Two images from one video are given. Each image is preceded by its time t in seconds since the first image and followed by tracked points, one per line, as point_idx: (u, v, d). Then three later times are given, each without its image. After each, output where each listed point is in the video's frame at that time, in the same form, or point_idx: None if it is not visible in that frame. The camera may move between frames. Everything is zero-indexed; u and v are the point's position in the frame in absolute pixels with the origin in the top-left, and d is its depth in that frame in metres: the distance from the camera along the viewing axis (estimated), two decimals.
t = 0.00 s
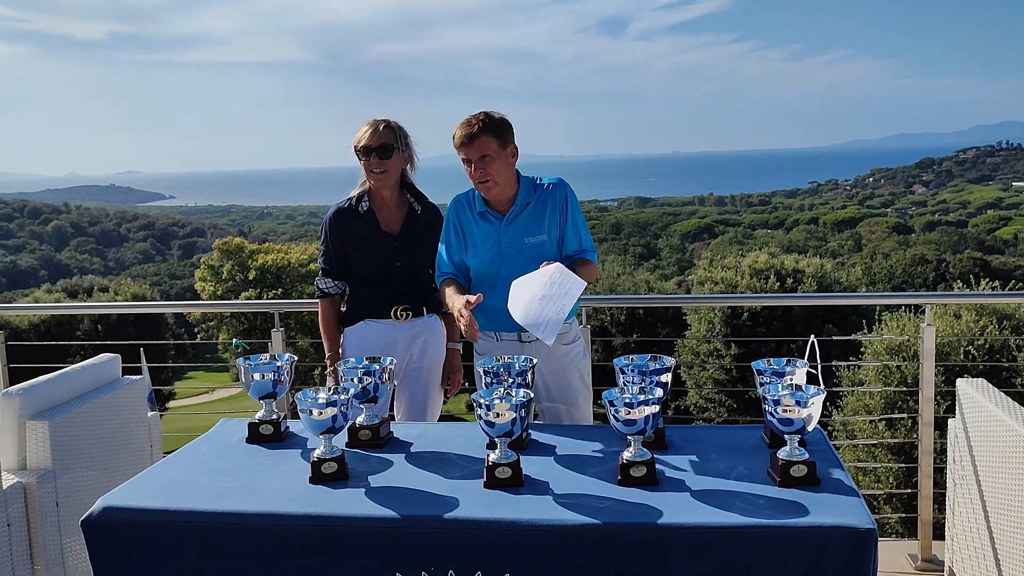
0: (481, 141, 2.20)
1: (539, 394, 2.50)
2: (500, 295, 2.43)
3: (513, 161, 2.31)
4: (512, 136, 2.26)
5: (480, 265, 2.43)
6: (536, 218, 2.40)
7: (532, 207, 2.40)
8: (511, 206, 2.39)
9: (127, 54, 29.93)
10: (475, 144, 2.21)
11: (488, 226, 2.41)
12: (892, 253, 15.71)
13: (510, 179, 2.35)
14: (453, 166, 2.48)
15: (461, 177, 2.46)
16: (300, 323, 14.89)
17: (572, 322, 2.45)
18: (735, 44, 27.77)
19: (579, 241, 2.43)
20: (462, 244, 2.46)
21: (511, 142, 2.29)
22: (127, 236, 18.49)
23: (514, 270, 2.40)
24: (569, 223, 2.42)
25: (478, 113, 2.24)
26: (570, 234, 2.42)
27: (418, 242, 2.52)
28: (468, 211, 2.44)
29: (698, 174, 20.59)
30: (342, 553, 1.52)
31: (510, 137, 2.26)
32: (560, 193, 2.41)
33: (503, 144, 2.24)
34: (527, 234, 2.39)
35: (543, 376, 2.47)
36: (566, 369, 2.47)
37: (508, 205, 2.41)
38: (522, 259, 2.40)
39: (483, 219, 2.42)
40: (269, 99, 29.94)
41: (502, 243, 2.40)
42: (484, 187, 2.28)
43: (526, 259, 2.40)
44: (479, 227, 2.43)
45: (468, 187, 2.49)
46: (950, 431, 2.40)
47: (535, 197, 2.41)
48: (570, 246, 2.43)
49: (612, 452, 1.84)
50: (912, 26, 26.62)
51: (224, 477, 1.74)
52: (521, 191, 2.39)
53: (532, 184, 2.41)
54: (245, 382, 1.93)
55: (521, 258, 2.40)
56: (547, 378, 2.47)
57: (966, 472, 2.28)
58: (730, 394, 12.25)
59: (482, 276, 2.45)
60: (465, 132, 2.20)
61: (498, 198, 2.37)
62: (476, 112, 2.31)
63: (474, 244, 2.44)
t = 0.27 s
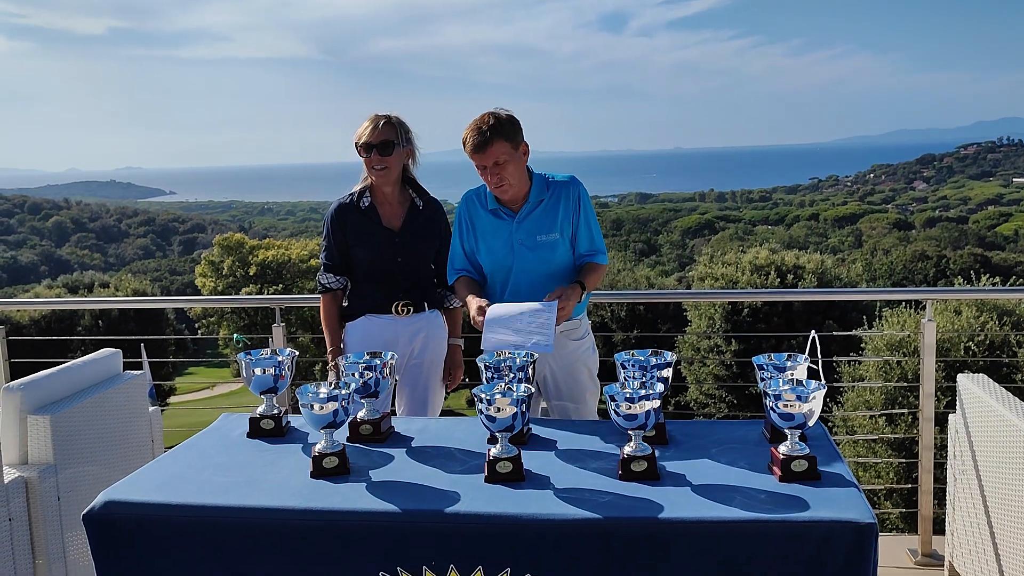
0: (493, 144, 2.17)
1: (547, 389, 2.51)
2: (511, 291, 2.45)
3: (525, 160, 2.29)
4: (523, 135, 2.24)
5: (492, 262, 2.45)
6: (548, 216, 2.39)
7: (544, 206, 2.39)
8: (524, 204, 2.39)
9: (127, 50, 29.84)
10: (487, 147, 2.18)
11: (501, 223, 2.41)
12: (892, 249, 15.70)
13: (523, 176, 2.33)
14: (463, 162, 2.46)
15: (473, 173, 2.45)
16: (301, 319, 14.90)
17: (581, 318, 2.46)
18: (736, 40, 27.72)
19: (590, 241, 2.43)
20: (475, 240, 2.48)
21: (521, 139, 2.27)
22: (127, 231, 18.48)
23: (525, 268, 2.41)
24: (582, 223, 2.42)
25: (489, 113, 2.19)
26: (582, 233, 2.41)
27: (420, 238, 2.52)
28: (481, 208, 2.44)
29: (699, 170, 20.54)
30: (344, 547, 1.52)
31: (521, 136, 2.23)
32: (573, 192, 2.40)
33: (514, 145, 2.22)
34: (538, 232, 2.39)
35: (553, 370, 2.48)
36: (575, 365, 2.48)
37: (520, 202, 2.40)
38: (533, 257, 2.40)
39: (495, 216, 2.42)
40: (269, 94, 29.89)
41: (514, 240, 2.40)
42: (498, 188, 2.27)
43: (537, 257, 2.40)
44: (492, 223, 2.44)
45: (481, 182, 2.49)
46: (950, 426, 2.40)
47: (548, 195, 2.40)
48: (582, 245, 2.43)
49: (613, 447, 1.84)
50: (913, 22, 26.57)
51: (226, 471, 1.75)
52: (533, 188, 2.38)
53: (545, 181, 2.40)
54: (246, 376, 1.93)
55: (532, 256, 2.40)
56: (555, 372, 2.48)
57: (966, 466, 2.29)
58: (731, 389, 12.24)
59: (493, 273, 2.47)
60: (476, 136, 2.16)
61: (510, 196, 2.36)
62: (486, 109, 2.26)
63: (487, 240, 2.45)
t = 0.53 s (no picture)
0: (512, 143, 2.19)
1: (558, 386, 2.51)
2: (524, 286, 2.48)
3: (541, 157, 2.31)
4: (540, 133, 2.26)
5: (507, 257, 2.48)
6: (563, 212, 2.42)
7: (559, 201, 2.42)
8: (539, 200, 2.42)
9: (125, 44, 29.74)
10: (506, 146, 2.20)
11: (516, 218, 2.44)
12: (891, 245, 15.73)
13: (539, 173, 2.37)
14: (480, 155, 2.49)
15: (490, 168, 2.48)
16: (300, 315, 14.91)
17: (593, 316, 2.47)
18: (735, 36, 27.69)
19: (604, 239, 2.46)
20: (490, 235, 2.51)
21: (538, 137, 2.29)
22: (126, 227, 18.46)
23: (539, 265, 2.44)
24: (596, 220, 2.44)
25: (507, 110, 2.21)
26: (595, 231, 2.45)
27: (420, 234, 2.52)
28: (496, 203, 2.47)
29: (698, 167, 20.53)
30: (343, 542, 1.52)
31: (537, 134, 2.25)
32: (588, 189, 2.43)
33: (531, 143, 2.24)
34: (553, 228, 2.42)
35: (564, 367, 2.48)
36: (587, 362, 2.48)
37: (535, 198, 2.43)
38: (547, 253, 2.43)
39: (510, 211, 2.45)
40: (267, 89, 29.84)
41: (529, 236, 2.43)
42: (515, 185, 2.29)
43: (551, 254, 2.43)
44: (507, 219, 2.47)
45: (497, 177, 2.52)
46: (949, 423, 2.40)
47: (563, 191, 2.43)
48: (595, 243, 2.46)
49: (613, 442, 1.84)
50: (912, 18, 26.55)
51: (225, 466, 1.74)
52: (549, 185, 2.41)
53: (560, 178, 2.43)
54: (245, 372, 1.92)
55: (546, 252, 2.43)
56: (568, 370, 2.48)
57: (965, 462, 2.29)
58: (729, 385, 12.28)
59: (507, 268, 2.50)
60: (494, 134, 2.18)
61: (526, 192, 2.38)
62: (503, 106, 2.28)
63: (501, 235, 2.48)
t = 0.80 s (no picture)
0: (534, 145, 2.21)
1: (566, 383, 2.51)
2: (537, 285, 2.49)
3: (562, 159, 2.32)
4: (562, 136, 2.27)
5: (521, 256, 2.49)
6: (581, 213, 2.43)
7: (577, 202, 2.43)
8: (556, 201, 2.43)
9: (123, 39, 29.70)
10: (527, 148, 2.22)
11: (533, 217, 2.46)
12: (888, 243, 15.76)
13: (559, 175, 2.38)
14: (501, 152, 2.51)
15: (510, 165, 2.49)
16: (297, 311, 14.90)
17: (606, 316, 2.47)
18: (733, 32, 27.67)
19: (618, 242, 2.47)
20: (507, 232, 2.52)
21: (560, 140, 2.30)
22: (122, 222, 18.42)
23: (554, 264, 2.45)
24: (612, 222, 2.46)
25: (531, 112, 2.23)
26: (611, 233, 2.46)
27: (420, 230, 2.51)
28: (514, 200, 2.48)
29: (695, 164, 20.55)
30: (341, 538, 1.51)
31: (559, 137, 2.27)
32: (607, 193, 2.44)
33: (554, 146, 2.26)
34: (570, 228, 2.43)
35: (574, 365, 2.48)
36: (596, 362, 2.49)
37: (554, 198, 2.44)
38: (562, 252, 2.44)
39: (528, 210, 2.46)
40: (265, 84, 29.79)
41: (545, 236, 2.44)
42: (534, 187, 2.31)
43: (566, 253, 2.44)
44: (525, 217, 2.48)
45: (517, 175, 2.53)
46: (947, 419, 2.40)
47: (580, 192, 2.44)
48: (610, 245, 2.47)
49: (611, 438, 1.83)
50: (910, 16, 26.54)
51: (222, 462, 1.74)
52: (567, 186, 2.42)
53: (579, 179, 2.44)
54: (242, 367, 1.92)
55: (561, 252, 2.44)
56: (577, 368, 2.49)
57: (964, 458, 2.29)
58: (725, 382, 12.32)
59: (520, 266, 2.50)
60: (517, 136, 2.20)
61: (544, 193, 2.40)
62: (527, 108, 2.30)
63: (518, 233, 2.49)
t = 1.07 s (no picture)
0: (543, 134, 2.22)
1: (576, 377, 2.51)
2: (552, 279, 2.48)
3: (572, 149, 2.33)
4: (571, 125, 2.28)
5: (536, 249, 2.48)
6: (592, 206, 2.44)
7: (588, 194, 2.44)
8: (567, 193, 2.43)
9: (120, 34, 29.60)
10: (536, 136, 2.22)
11: (545, 211, 2.45)
12: (885, 241, 15.77)
13: (569, 165, 2.39)
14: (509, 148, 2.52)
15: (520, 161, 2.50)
16: (294, 307, 14.87)
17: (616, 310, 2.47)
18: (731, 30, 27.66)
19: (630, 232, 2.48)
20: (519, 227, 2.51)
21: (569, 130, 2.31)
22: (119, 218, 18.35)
23: (569, 256, 2.44)
24: (622, 212, 2.47)
25: (538, 102, 2.24)
26: (621, 224, 2.47)
27: (419, 225, 2.52)
28: (526, 195, 2.48)
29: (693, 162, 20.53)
30: (337, 534, 1.51)
31: (568, 126, 2.27)
32: (615, 183, 2.46)
33: (563, 134, 2.26)
34: (583, 220, 2.43)
35: (586, 358, 2.47)
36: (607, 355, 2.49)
37: (564, 191, 2.44)
38: (576, 245, 2.44)
39: (540, 204, 2.46)
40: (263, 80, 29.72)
41: (559, 229, 2.44)
42: (544, 176, 2.31)
43: (580, 246, 2.44)
44: (536, 212, 2.48)
45: (525, 172, 2.53)
46: (943, 417, 2.41)
47: (590, 184, 2.46)
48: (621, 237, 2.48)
49: (609, 434, 1.84)
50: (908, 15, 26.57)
51: (218, 457, 1.73)
52: (577, 178, 2.43)
53: (587, 171, 2.46)
54: (240, 362, 1.92)
55: (575, 244, 2.44)
56: (589, 362, 2.48)
57: (958, 455, 2.30)
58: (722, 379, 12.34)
59: (535, 260, 2.50)
60: (525, 124, 2.21)
61: (555, 185, 2.41)
62: (534, 100, 2.31)
63: (531, 227, 2.49)
